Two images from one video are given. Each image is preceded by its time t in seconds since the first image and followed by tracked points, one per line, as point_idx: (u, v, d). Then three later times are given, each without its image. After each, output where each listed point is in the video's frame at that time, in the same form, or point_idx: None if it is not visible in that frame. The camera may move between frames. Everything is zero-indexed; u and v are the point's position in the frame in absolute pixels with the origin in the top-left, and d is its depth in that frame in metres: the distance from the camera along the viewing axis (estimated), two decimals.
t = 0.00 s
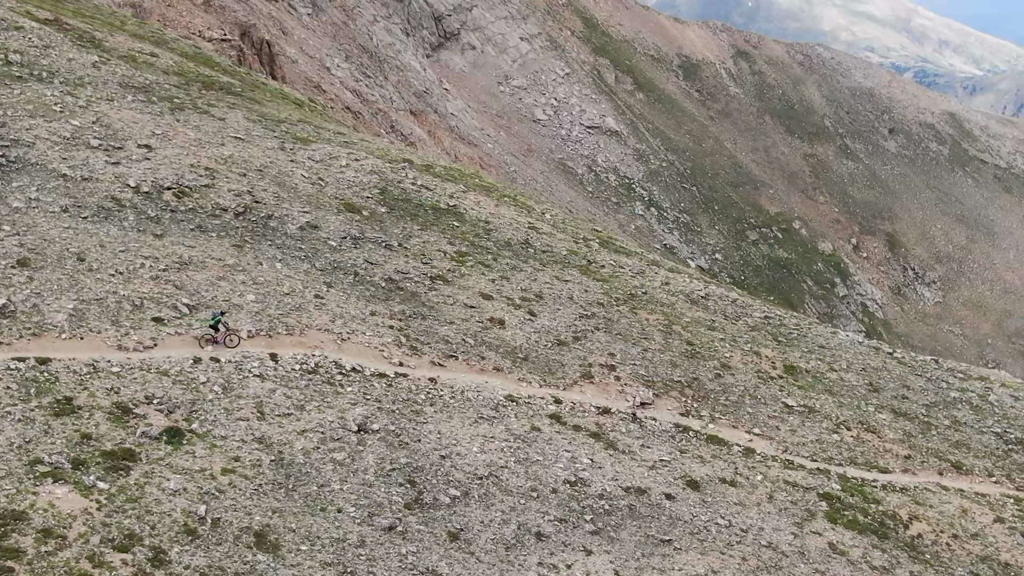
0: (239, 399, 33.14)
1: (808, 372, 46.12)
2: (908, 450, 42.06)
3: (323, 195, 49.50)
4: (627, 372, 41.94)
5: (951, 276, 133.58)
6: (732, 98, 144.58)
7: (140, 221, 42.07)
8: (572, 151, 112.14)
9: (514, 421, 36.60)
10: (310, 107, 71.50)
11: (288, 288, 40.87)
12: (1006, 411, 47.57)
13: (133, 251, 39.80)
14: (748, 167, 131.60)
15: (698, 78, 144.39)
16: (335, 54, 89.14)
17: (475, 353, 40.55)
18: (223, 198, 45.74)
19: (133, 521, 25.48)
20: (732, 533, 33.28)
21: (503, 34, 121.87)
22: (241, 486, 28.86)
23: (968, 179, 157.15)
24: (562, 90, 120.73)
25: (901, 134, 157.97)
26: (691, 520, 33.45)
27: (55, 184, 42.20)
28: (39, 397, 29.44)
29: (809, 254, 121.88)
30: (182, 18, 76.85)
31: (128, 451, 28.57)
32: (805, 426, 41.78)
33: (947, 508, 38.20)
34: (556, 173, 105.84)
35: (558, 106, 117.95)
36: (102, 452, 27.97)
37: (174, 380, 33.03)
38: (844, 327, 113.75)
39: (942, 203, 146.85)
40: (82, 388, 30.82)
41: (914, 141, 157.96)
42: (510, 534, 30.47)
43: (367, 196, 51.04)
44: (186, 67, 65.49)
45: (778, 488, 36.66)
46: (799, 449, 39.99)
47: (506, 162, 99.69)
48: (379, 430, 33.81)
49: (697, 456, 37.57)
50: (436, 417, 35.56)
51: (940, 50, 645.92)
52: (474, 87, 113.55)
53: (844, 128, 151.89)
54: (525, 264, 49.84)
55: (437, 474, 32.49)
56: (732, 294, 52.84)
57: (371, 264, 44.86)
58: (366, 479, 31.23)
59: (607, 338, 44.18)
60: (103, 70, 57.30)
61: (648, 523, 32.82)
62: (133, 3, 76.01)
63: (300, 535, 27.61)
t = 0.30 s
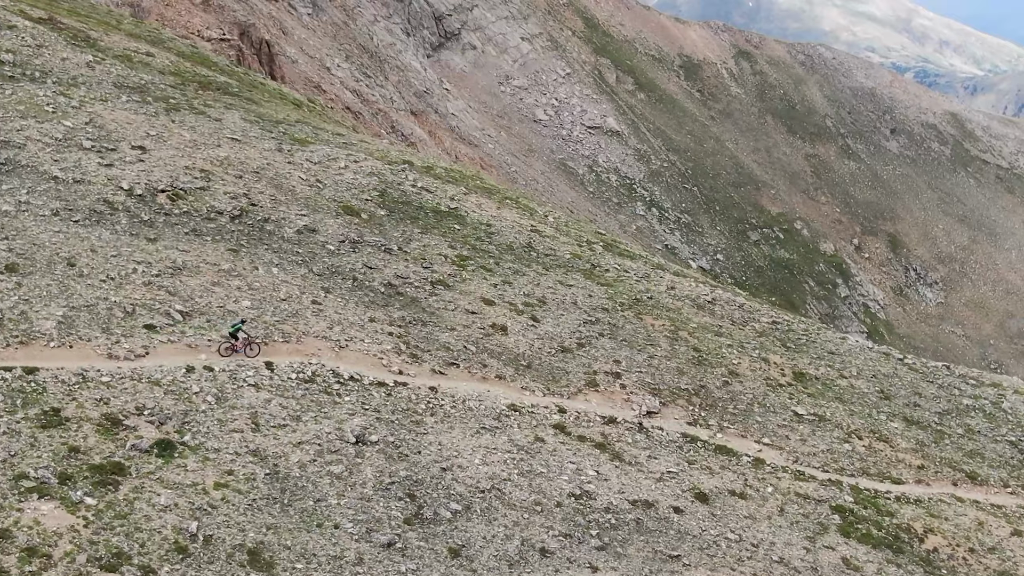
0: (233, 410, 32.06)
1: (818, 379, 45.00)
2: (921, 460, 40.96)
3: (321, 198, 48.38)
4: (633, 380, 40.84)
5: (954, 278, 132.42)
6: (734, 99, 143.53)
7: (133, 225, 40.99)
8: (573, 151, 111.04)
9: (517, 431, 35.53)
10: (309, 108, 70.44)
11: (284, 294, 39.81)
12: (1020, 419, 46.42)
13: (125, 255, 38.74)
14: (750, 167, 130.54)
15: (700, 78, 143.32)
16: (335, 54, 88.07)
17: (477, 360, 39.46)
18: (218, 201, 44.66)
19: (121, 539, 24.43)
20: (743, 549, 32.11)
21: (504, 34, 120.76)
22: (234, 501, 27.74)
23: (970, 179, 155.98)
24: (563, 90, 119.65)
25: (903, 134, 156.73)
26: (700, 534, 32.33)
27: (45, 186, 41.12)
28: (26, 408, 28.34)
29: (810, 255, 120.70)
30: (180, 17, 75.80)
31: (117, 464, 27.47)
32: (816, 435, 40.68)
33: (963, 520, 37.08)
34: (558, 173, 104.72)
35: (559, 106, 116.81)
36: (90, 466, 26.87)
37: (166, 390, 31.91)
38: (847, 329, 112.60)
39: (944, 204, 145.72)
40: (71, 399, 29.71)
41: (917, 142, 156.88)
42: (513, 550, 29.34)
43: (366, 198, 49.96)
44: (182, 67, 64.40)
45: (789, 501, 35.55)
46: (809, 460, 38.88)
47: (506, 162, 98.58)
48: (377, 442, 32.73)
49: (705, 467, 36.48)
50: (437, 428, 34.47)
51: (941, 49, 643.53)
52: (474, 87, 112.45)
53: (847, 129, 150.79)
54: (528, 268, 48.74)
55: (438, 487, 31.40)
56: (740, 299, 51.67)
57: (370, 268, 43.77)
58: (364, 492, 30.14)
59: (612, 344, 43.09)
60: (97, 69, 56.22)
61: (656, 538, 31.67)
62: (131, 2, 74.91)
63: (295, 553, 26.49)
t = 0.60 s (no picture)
0: (224, 423, 30.73)
1: (829, 388, 43.66)
2: (937, 472, 39.63)
3: (318, 201, 47.06)
4: (640, 390, 39.51)
5: (957, 278, 131.07)
6: (737, 99, 142.31)
7: (123, 229, 39.72)
8: (574, 151, 109.74)
9: (520, 444, 34.24)
10: (307, 108, 69.21)
11: (279, 301, 38.51)
12: None
13: (114, 261, 37.45)
14: (753, 168, 129.28)
15: (702, 78, 142.03)
16: (335, 54, 86.80)
17: (478, 369, 38.17)
18: (211, 204, 43.34)
19: (105, 562, 23.11)
20: (755, 567, 30.68)
21: (504, 34, 119.41)
22: (224, 520, 26.38)
23: (974, 180, 154.67)
24: (564, 91, 118.37)
25: (905, 134, 155.45)
26: (711, 552, 30.91)
27: (33, 189, 39.83)
28: (7, 422, 27.01)
29: (811, 255, 119.25)
30: (177, 16, 74.49)
31: (102, 481, 26.14)
32: (828, 446, 39.36)
33: (982, 536, 35.69)
34: (558, 174, 103.44)
35: (559, 106, 115.53)
36: (73, 484, 25.52)
37: (154, 402, 30.61)
38: (849, 330, 111.24)
39: (947, 204, 144.42)
40: (55, 412, 28.39)
41: (919, 142, 155.62)
42: (516, 571, 27.90)
43: (364, 201, 48.64)
44: (177, 66, 63.09)
45: (802, 516, 34.17)
46: (822, 472, 37.53)
47: (507, 163, 97.26)
48: (374, 456, 31.40)
49: (714, 480, 35.12)
50: (437, 441, 33.17)
51: (941, 49, 641.16)
52: (475, 87, 111.14)
53: (849, 129, 149.54)
54: (530, 272, 47.47)
55: (437, 504, 30.02)
56: (748, 304, 50.38)
57: (368, 274, 42.45)
58: (361, 510, 28.76)
59: (618, 352, 41.82)
60: (90, 69, 54.97)
61: (665, 557, 30.25)
62: (129, 2, 73.39)
63: None
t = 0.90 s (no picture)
0: (211, 438, 29.15)
1: (842, 397, 42.16)
2: (956, 486, 38.12)
3: (313, 203, 45.54)
4: (647, 400, 38.00)
5: (959, 279, 129.56)
6: (739, 99, 140.84)
7: (110, 233, 38.22)
8: (575, 151, 108.29)
9: (523, 457, 32.73)
10: (303, 107, 67.72)
11: (272, 307, 36.99)
12: None
13: (99, 266, 35.93)
14: (756, 169, 127.78)
15: (703, 78, 140.58)
16: (335, 54, 85.28)
17: (479, 379, 36.67)
18: (203, 207, 41.84)
19: None
20: None
21: (505, 34, 117.92)
22: (211, 541, 24.72)
23: (976, 181, 153.06)
24: (564, 90, 116.83)
25: (907, 134, 154.08)
26: (724, 573, 29.27)
27: (17, 191, 38.32)
28: None
29: (813, 255, 117.67)
30: (174, 15, 73.06)
31: (82, 501, 24.46)
32: (842, 458, 37.86)
33: (1005, 553, 34.11)
34: (559, 174, 101.95)
35: (560, 106, 114.10)
36: (51, 504, 23.81)
37: (139, 415, 29.04)
38: (852, 331, 109.62)
39: (949, 205, 142.90)
40: (32, 426, 26.69)
41: (920, 142, 154.20)
42: None
43: (361, 202, 47.12)
44: (170, 65, 61.62)
45: (818, 533, 32.59)
46: (836, 486, 36.07)
47: (507, 163, 95.74)
48: (370, 471, 29.86)
49: (725, 496, 33.63)
50: (436, 455, 31.67)
51: (941, 49, 638.28)
52: (475, 87, 109.63)
53: (851, 129, 148.16)
54: (533, 276, 45.97)
55: (436, 523, 28.42)
56: (757, 309, 48.89)
57: (364, 279, 40.92)
58: (354, 528, 27.18)
59: (623, 360, 40.32)
60: (79, 67, 53.49)
61: None
62: None
63: None
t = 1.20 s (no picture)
0: (195, 453, 27.34)
1: (858, 406, 40.46)
2: (978, 500, 36.41)
3: (307, 203, 43.80)
4: (655, 410, 36.30)
5: (960, 279, 127.74)
6: (741, 99, 139.21)
7: (93, 235, 36.54)
8: (575, 151, 106.63)
9: (525, 472, 30.98)
10: (299, 105, 66.00)
11: (262, 313, 35.29)
12: None
13: (81, 270, 34.19)
14: (757, 169, 126.10)
15: (704, 78, 139.00)
16: (334, 54, 83.54)
17: (480, 388, 34.96)
18: (192, 208, 40.15)
19: None
20: None
21: (505, 33, 116.24)
22: (192, 566, 22.64)
23: (978, 181, 151.32)
24: (564, 90, 115.12)
25: (908, 134, 152.61)
26: None
27: None
28: None
29: (814, 256, 115.71)
30: (171, 13, 71.45)
31: (55, 521, 22.41)
32: (859, 471, 36.16)
33: None
34: (559, 174, 100.24)
35: (561, 106, 112.49)
36: (20, 526, 21.74)
37: (118, 429, 27.21)
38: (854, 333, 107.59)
39: (951, 205, 141.21)
40: (3, 441, 24.80)
41: (921, 141, 152.58)
42: None
43: (357, 203, 45.37)
44: (161, 62, 59.92)
45: (837, 552, 30.77)
46: (855, 501, 34.35)
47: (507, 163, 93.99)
48: (364, 488, 28.04)
49: (739, 512, 31.87)
50: (435, 471, 29.92)
51: (942, 49, 637.23)
52: (475, 87, 107.94)
53: (851, 129, 146.63)
54: (535, 280, 44.27)
55: (434, 544, 26.48)
56: (767, 314, 47.20)
57: (359, 283, 39.23)
58: (346, 551, 25.15)
59: (630, 367, 38.65)
60: (67, 63, 51.81)
61: None
62: None
63: None
